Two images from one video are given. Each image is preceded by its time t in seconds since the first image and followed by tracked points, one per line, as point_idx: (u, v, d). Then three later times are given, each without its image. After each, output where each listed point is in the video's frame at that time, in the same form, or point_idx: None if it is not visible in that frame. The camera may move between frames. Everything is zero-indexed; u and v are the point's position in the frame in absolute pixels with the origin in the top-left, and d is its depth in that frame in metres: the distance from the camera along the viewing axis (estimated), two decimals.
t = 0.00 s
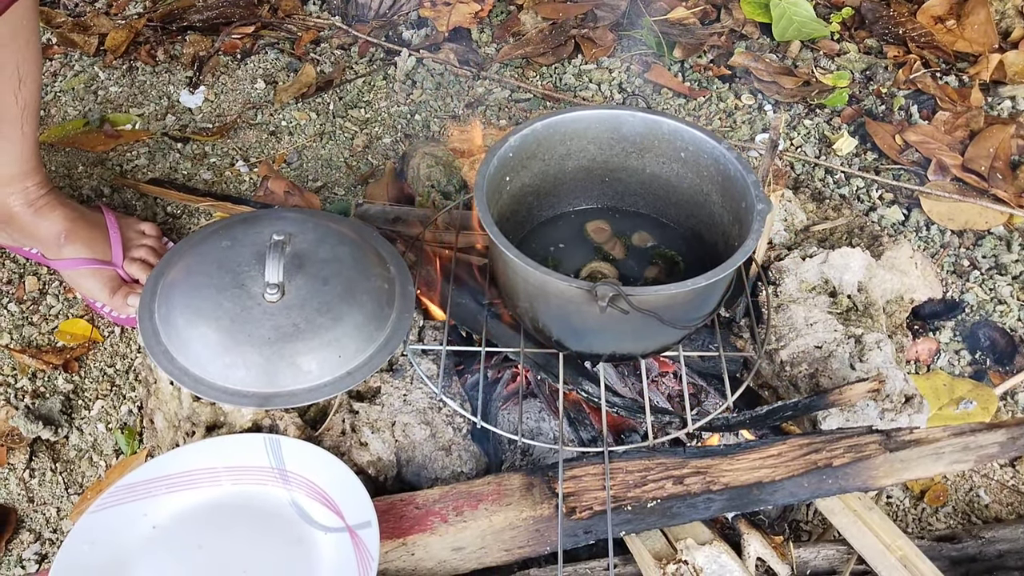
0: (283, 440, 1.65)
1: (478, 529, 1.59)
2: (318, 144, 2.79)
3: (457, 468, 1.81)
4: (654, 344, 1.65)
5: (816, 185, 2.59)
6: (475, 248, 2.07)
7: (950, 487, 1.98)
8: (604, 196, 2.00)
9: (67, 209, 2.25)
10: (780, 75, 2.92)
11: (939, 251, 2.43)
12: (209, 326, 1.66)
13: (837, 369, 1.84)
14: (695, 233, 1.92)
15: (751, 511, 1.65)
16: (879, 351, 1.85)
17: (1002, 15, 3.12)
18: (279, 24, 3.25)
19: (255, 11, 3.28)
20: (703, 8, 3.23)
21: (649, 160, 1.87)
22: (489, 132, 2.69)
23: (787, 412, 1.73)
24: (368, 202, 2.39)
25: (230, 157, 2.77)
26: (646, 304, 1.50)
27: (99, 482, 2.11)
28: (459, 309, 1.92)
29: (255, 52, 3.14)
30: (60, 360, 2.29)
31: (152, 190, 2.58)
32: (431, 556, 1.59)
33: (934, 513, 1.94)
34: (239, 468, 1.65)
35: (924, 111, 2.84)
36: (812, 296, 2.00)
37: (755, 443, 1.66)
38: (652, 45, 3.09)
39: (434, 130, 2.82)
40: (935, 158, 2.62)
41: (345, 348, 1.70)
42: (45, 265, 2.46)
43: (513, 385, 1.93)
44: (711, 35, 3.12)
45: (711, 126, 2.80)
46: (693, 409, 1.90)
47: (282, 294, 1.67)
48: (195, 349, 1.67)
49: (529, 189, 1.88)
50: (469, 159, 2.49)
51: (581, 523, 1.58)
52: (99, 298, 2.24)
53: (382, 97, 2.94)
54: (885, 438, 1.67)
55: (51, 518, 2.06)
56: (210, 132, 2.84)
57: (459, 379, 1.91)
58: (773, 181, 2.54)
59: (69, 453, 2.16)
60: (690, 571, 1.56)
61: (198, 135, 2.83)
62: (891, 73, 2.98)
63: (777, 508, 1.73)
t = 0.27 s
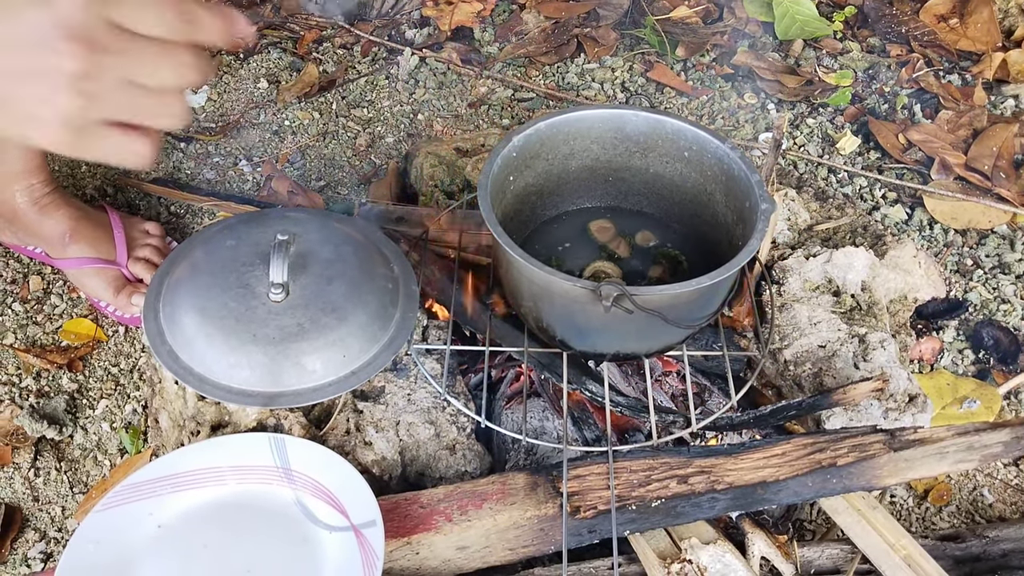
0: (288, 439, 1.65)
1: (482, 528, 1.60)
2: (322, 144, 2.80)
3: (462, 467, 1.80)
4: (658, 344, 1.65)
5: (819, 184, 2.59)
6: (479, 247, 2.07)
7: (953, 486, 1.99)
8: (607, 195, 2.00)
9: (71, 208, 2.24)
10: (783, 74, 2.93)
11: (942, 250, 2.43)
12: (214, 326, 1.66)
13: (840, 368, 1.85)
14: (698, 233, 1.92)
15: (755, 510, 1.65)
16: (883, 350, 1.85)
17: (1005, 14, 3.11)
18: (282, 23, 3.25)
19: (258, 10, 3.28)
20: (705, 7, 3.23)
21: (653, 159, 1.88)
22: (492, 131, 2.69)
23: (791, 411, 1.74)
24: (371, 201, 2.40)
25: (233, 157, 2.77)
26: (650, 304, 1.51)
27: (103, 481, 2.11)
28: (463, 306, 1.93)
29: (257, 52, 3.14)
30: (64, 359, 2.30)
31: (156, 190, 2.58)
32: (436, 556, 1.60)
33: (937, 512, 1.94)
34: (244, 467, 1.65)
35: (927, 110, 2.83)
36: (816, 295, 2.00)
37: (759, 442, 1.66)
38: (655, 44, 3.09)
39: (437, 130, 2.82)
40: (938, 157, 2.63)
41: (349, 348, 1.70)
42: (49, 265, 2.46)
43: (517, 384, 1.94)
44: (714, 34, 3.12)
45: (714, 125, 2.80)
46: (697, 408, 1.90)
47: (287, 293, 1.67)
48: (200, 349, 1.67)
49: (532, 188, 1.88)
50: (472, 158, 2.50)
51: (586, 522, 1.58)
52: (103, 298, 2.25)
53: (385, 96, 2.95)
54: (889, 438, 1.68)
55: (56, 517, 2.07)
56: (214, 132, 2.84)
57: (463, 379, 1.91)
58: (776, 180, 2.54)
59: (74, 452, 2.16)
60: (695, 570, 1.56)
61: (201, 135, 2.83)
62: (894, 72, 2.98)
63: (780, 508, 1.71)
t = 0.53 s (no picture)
0: (291, 435, 1.65)
1: (486, 524, 1.59)
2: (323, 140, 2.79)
3: (465, 463, 1.79)
4: (662, 339, 1.65)
5: (821, 181, 2.59)
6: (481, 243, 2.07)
7: (956, 482, 1.98)
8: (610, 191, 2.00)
9: (73, 204, 2.22)
10: (785, 71, 2.93)
11: (945, 246, 2.43)
12: (216, 321, 1.66)
13: (843, 364, 1.85)
14: (701, 228, 1.92)
15: (759, 506, 1.65)
16: (886, 346, 1.85)
17: (1007, 11, 3.10)
18: (282, 19, 3.24)
19: (258, 6, 3.27)
20: (707, 3, 3.23)
21: (656, 155, 1.87)
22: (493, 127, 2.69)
23: (794, 407, 1.73)
24: (373, 197, 2.39)
25: (234, 153, 2.77)
26: (654, 299, 1.50)
27: (104, 477, 2.11)
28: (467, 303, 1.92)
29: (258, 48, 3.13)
30: (65, 355, 2.29)
31: (157, 186, 2.58)
32: (439, 551, 1.60)
33: (940, 508, 1.94)
34: (246, 463, 1.65)
35: (929, 106, 2.83)
36: (819, 291, 1.99)
37: (763, 438, 1.66)
38: (656, 40, 3.08)
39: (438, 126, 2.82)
40: (941, 154, 2.62)
41: (352, 344, 1.70)
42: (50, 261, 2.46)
43: (520, 380, 1.94)
44: (716, 30, 3.11)
45: (716, 122, 2.80)
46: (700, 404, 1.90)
47: (290, 289, 1.66)
48: (202, 344, 1.67)
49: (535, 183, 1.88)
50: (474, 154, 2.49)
51: (589, 518, 1.58)
52: (105, 293, 2.26)
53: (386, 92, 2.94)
54: (893, 434, 1.68)
55: (58, 513, 2.06)
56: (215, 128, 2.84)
57: (465, 374, 1.91)
58: (779, 177, 2.53)
59: (75, 448, 2.16)
60: (699, 567, 1.55)
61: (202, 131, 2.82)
62: (896, 69, 2.98)
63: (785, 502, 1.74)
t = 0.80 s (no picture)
0: (291, 434, 1.65)
1: (487, 524, 1.59)
2: (323, 139, 2.79)
3: (465, 463, 1.79)
4: (663, 339, 1.64)
5: (822, 180, 2.58)
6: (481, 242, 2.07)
7: (958, 482, 1.98)
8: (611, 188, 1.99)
9: (75, 202, 2.23)
10: (786, 69, 2.92)
11: (946, 245, 2.43)
12: (217, 321, 1.65)
13: (845, 363, 1.84)
14: (702, 226, 1.92)
15: (761, 505, 1.64)
16: (887, 345, 1.85)
17: (1008, 9, 3.10)
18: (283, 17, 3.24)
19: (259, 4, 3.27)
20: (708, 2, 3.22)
21: (657, 153, 1.87)
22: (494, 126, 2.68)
23: (795, 406, 1.73)
24: (373, 196, 2.39)
25: (234, 152, 2.77)
26: (656, 298, 1.50)
27: (105, 477, 2.10)
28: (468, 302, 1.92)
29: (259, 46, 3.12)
30: (65, 355, 2.29)
31: (157, 185, 2.57)
32: (440, 551, 1.60)
33: (942, 508, 1.94)
34: (246, 462, 1.65)
35: (931, 105, 2.82)
36: (820, 290, 1.99)
37: (765, 438, 1.66)
38: (657, 39, 3.08)
39: (439, 125, 2.82)
40: (942, 153, 2.62)
41: (353, 343, 1.70)
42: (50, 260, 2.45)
43: (520, 379, 1.94)
44: (716, 29, 3.11)
45: (717, 121, 2.80)
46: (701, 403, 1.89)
47: (290, 288, 1.66)
48: (203, 344, 1.67)
49: (536, 182, 1.88)
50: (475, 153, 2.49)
51: (591, 518, 1.57)
52: (105, 292, 2.25)
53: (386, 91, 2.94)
54: (895, 433, 1.67)
55: (58, 513, 2.06)
56: (215, 126, 2.84)
57: (466, 374, 1.91)
58: (780, 176, 2.53)
59: (75, 448, 2.15)
60: (700, 566, 1.55)
61: (201, 130, 2.82)
62: (897, 68, 2.97)
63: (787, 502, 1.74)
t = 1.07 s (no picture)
0: (289, 438, 1.64)
1: (486, 528, 1.58)
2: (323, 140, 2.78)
3: (465, 466, 1.79)
4: (663, 342, 1.64)
5: (823, 180, 2.57)
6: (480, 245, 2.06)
7: (959, 485, 1.97)
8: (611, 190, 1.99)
9: (74, 204, 2.21)
10: (788, 70, 2.91)
11: (948, 247, 2.42)
12: (215, 324, 1.65)
13: (846, 366, 1.84)
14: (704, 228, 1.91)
15: (761, 509, 1.64)
16: (888, 348, 1.84)
17: (1010, 9, 3.09)
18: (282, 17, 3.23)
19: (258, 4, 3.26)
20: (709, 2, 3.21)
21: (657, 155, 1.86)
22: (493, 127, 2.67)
23: (796, 410, 1.72)
24: (373, 198, 2.38)
25: (234, 153, 2.76)
26: (656, 302, 1.49)
27: (104, 480, 2.10)
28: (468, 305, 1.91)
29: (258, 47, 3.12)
30: (64, 357, 2.29)
31: (156, 186, 2.57)
32: (438, 556, 1.59)
33: (943, 511, 1.93)
34: (245, 466, 1.64)
35: (932, 106, 2.81)
36: (821, 292, 1.98)
37: (765, 441, 1.65)
38: (658, 39, 3.07)
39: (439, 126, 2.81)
40: (944, 153, 2.60)
41: (351, 346, 1.69)
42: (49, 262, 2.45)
43: (520, 382, 1.92)
44: (717, 29, 3.10)
45: (718, 121, 2.79)
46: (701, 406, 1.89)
47: (289, 291, 1.65)
48: (201, 347, 1.66)
49: (536, 184, 1.87)
50: (475, 154, 2.48)
51: (590, 522, 1.57)
52: (104, 294, 2.25)
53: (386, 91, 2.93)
54: (896, 437, 1.66)
55: (57, 516, 2.05)
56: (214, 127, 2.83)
57: (466, 376, 1.90)
58: (781, 177, 2.52)
59: (74, 450, 2.15)
60: (700, 570, 1.55)
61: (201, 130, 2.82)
62: (899, 68, 2.96)
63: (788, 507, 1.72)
